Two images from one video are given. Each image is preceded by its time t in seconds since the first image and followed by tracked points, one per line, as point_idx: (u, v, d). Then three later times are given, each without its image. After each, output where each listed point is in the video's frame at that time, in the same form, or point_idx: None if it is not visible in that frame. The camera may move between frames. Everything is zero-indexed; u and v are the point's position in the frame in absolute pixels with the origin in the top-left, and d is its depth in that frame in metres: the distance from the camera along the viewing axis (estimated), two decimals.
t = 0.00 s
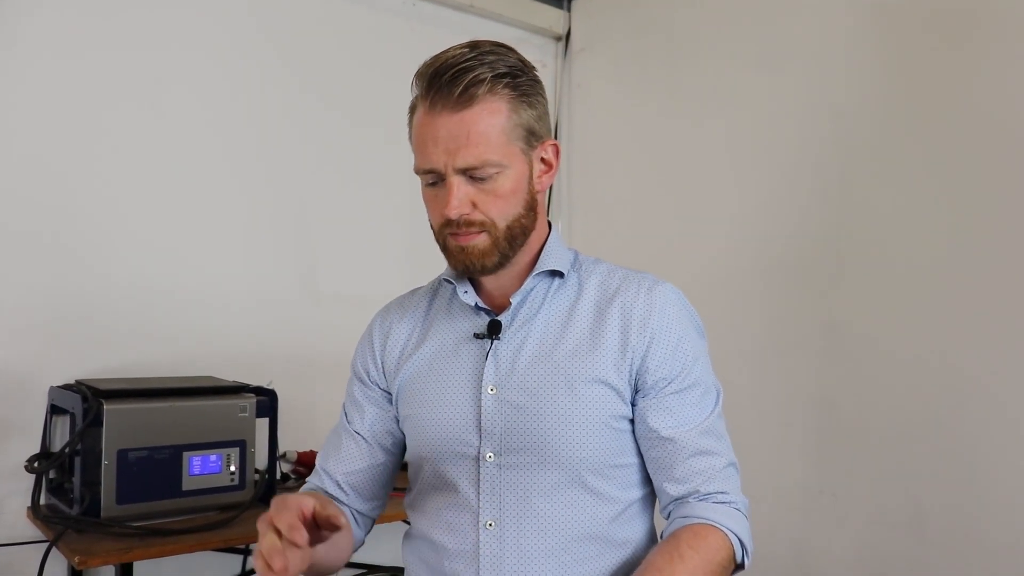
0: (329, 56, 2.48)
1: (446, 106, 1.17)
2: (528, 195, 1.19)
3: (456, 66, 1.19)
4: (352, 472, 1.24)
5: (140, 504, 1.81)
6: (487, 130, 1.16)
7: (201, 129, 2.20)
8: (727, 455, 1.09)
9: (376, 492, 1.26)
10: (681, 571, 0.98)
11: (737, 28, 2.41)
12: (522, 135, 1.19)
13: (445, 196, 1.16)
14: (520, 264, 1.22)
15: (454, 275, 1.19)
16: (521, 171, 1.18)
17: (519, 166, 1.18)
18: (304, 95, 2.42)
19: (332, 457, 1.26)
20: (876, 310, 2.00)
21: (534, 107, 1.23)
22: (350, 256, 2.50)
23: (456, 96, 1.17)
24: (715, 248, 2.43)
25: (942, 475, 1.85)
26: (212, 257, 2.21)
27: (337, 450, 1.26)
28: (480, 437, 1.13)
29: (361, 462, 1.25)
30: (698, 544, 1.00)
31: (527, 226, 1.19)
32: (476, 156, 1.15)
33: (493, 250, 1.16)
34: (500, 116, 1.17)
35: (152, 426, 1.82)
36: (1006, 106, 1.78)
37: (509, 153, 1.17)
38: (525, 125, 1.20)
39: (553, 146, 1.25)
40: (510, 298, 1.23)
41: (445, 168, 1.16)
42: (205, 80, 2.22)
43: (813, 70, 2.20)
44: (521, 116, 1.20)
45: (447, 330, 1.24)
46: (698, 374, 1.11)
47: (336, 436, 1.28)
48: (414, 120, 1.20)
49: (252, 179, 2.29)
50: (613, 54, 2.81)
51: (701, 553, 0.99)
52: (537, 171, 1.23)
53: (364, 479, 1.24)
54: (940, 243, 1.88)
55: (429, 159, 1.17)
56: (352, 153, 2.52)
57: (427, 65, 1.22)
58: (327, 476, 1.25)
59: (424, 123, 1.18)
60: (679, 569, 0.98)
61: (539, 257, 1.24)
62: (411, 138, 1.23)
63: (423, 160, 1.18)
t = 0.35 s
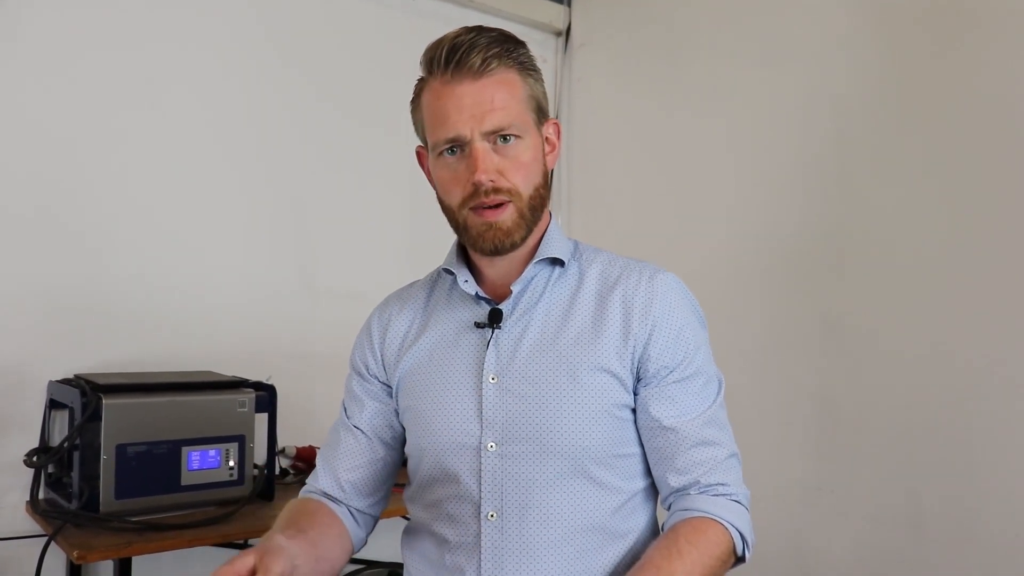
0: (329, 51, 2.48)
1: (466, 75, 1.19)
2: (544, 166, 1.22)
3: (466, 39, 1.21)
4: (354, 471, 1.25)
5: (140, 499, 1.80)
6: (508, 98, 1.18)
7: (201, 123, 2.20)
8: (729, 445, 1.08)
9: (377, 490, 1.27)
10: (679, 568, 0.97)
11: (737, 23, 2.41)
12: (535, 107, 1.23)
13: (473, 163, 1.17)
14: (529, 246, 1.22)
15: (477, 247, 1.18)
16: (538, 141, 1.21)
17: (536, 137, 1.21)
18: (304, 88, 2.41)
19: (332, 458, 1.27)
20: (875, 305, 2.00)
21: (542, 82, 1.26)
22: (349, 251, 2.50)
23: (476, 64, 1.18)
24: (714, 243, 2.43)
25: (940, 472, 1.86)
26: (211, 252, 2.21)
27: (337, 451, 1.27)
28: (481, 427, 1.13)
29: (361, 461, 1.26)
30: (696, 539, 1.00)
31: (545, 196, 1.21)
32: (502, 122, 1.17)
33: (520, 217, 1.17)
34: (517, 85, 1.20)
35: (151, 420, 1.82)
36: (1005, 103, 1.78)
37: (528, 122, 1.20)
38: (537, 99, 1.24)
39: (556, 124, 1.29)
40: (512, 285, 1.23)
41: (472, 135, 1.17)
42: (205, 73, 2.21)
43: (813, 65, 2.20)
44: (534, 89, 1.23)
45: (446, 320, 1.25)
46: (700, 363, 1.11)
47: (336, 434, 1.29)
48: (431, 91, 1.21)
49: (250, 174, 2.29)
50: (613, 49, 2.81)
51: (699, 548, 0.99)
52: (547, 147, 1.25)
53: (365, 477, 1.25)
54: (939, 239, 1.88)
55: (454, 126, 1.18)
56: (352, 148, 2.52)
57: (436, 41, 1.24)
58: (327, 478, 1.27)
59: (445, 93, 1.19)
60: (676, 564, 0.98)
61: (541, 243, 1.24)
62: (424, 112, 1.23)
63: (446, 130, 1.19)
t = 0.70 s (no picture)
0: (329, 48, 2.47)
1: (474, 74, 1.17)
2: (545, 170, 1.21)
3: (473, 36, 1.19)
4: (370, 480, 1.26)
5: (142, 497, 1.80)
6: (515, 100, 1.17)
7: (200, 121, 2.19)
8: (734, 439, 1.07)
9: (393, 496, 1.28)
10: (685, 570, 0.97)
11: (739, 19, 2.40)
12: (539, 108, 1.22)
13: (477, 166, 1.16)
14: (525, 248, 1.21)
15: (475, 250, 1.18)
16: (541, 144, 1.21)
17: (539, 140, 1.20)
18: (304, 86, 2.40)
19: (350, 472, 1.27)
20: (878, 303, 1.98)
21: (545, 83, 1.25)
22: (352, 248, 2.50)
23: (484, 63, 1.17)
24: (717, 241, 2.42)
25: (942, 471, 1.85)
26: (212, 250, 2.20)
27: (351, 461, 1.28)
28: (482, 434, 1.13)
29: (377, 471, 1.27)
30: (702, 539, 0.99)
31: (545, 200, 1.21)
32: (508, 126, 1.16)
33: (520, 222, 1.17)
34: (523, 87, 1.19)
35: (154, 418, 1.82)
36: (1009, 98, 1.77)
37: (533, 125, 1.19)
38: (540, 99, 1.23)
39: (554, 124, 1.28)
40: (508, 289, 1.22)
41: (477, 137, 1.16)
42: (204, 71, 2.20)
43: (816, 61, 2.18)
44: (537, 89, 1.22)
45: (444, 323, 1.24)
46: (701, 359, 1.10)
47: (349, 448, 1.29)
48: (434, 87, 1.19)
49: (251, 172, 2.28)
50: (615, 45, 2.79)
51: (706, 548, 0.99)
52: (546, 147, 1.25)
53: (382, 484, 1.26)
54: (942, 237, 1.87)
55: (459, 127, 1.16)
56: (353, 145, 2.51)
57: (439, 34, 1.22)
58: (350, 495, 1.27)
59: (449, 90, 1.17)
60: (683, 567, 0.97)
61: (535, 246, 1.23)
62: (424, 108, 1.21)
63: (449, 129, 1.17)
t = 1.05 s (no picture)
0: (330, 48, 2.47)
1: (466, 82, 1.16)
2: (542, 174, 1.21)
3: (466, 43, 1.19)
4: (364, 473, 1.26)
5: (144, 495, 1.81)
6: (508, 106, 1.17)
7: (201, 121, 2.19)
8: (732, 446, 1.07)
9: (388, 489, 1.27)
10: None
11: (741, 18, 2.39)
12: (534, 112, 1.21)
13: (471, 173, 1.15)
14: (525, 252, 1.21)
15: (474, 256, 1.18)
16: (537, 149, 1.20)
17: (536, 145, 1.20)
18: (306, 86, 2.40)
19: (344, 461, 1.27)
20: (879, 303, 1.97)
21: (542, 86, 1.25)
22: (353, 248, 2.50)
23: (477, 70, 1.16)
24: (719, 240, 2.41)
25: (944, 472, 1.83)
26: (213, 250, 2.20)
27: (349, 457, 1.27)
28: (481, 432, 1.12)
29: (371, 464, 1.26)
30: (698, 548, 0.99)
31: (542, 205, 1.20)
32: (502, 132, 1.16)
33: (516, 228, 1.16)
34: (517, 92, 1.18)
35: (156, 418, 1.82)
36: (1010, 98, 1.76)
37: (528, 130, 1.18)
38: (536, 103, 1.22)
39: (553, 126, 1.28)
40: (512, 288, 1.22)
41: (470, 144, 1.16)
42: (205, 71, 2.20)
43: (818, 60, 2.17)
44: (533, 93, 1.22)
45: (447, 322, 1.23)
46: (702, 364, 1.09)
47: (346, 440, 1.29)
48: (428, 95, 1.19)
49: (252, 172, 2.28)
50: (617, 44, 2.78)
51: (702, 556, 0.98)
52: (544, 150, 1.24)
53: (376, 477, 1.26)
54: (944, 237, 1.86)
55: (452, 135, 1.16)
56: (354, 145, 2.51)
57: (433, 41, 1.21)
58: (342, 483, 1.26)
59: (443, 98, 1.17)
60: None
61: (539, 245, 1.23)
62: (419, 115, 1.21)
63: (442, 137, 1.17)
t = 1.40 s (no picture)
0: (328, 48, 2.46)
1: (460, 84, 1.16)
2: (535, 176, 1.20)
3: (461, 44, 1.18)
4: (342, 466, 1.23)
5: (139, 496, 1.80)
6: (501, 109, 1.16)
7: (200, 121, 2.18)
8: (718, 445, 1.07)
9: (369, 484, 1.26)
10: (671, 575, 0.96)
11: (739, 18, 2.39)
12: (528, 113, 1.20)
13: (462, 175, 1.15)
14: (516, 252, 1.20)
15: (464, 256, 1.17)
16: (529, 151, 1.19)
17: (528, 147, 1.19)
18: (304, 86, 2.40)
19: (322, 453, 1.24)
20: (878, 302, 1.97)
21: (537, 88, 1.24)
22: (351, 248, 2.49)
23: (470, 72, 1.16)
24: (717, 239, 2.41)
25: (943, 472, 1.83)
26: (210, 250, 2.20)
27: (328, 451, 1.24)
28: (471, 429, 1.12)
29: (354, 457, 1.23)
30: (688, 545, 0.98)
31: (534, 207, 1.19)
32: (494, 134, 1.15)
33: (507, 230, 1.16)
34: (510, 94, 1.18)
35: (152, 418, 1.81)
36: (1010, 96, 1.75)
37: (520, 132, 1.18)
38: (530, 104, 1.21)
39: (547, 127, 1.27)
40: (502, 287, 1.21)
41: (462, 146, 1.15)
42: (203, 71, 2.20)
43: (816, 59, 2.16)
44: (527, 95, 1.21)
45: (436, 319, 1.23)
46: (690, 364, 1.09)
47: (326, 432, 1.27)
48: (421, 96, 1.18)
49: (250, 172, 2.27)
50: (615, 44, 2.78)
51: (691, 553, 0.98)
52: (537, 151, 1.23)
53: (358, 470, 1.24)
54: (943, 236, 1.85)
55: (445, 137, 1.15)
56: (352, 145, 2.50)
57: (428, 41, 1.21)
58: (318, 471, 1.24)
59: (436, 100, 1.17)
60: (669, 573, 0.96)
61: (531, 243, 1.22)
62: (413, 116, 1.21)
63: (435, 139, 1.16)
